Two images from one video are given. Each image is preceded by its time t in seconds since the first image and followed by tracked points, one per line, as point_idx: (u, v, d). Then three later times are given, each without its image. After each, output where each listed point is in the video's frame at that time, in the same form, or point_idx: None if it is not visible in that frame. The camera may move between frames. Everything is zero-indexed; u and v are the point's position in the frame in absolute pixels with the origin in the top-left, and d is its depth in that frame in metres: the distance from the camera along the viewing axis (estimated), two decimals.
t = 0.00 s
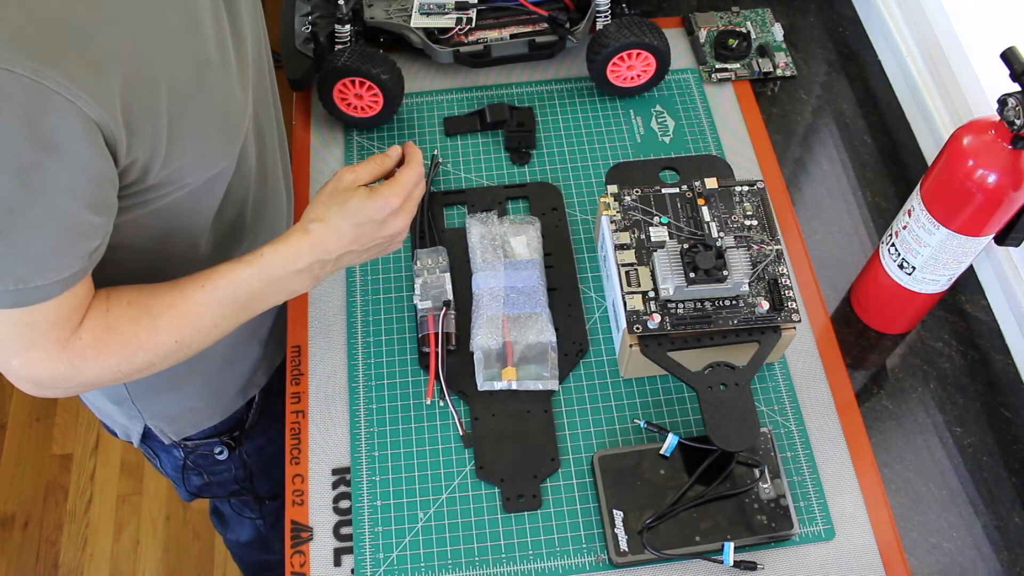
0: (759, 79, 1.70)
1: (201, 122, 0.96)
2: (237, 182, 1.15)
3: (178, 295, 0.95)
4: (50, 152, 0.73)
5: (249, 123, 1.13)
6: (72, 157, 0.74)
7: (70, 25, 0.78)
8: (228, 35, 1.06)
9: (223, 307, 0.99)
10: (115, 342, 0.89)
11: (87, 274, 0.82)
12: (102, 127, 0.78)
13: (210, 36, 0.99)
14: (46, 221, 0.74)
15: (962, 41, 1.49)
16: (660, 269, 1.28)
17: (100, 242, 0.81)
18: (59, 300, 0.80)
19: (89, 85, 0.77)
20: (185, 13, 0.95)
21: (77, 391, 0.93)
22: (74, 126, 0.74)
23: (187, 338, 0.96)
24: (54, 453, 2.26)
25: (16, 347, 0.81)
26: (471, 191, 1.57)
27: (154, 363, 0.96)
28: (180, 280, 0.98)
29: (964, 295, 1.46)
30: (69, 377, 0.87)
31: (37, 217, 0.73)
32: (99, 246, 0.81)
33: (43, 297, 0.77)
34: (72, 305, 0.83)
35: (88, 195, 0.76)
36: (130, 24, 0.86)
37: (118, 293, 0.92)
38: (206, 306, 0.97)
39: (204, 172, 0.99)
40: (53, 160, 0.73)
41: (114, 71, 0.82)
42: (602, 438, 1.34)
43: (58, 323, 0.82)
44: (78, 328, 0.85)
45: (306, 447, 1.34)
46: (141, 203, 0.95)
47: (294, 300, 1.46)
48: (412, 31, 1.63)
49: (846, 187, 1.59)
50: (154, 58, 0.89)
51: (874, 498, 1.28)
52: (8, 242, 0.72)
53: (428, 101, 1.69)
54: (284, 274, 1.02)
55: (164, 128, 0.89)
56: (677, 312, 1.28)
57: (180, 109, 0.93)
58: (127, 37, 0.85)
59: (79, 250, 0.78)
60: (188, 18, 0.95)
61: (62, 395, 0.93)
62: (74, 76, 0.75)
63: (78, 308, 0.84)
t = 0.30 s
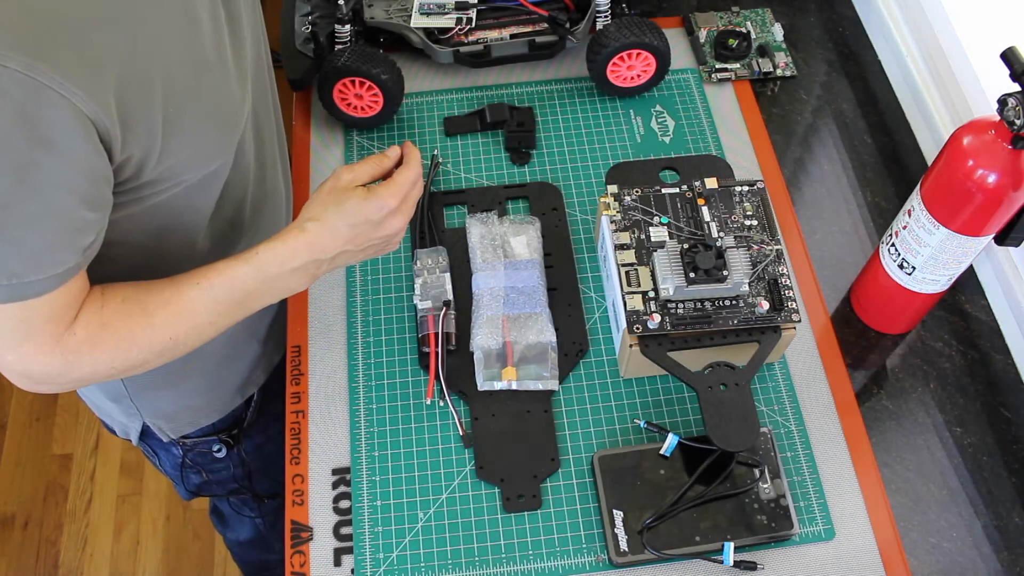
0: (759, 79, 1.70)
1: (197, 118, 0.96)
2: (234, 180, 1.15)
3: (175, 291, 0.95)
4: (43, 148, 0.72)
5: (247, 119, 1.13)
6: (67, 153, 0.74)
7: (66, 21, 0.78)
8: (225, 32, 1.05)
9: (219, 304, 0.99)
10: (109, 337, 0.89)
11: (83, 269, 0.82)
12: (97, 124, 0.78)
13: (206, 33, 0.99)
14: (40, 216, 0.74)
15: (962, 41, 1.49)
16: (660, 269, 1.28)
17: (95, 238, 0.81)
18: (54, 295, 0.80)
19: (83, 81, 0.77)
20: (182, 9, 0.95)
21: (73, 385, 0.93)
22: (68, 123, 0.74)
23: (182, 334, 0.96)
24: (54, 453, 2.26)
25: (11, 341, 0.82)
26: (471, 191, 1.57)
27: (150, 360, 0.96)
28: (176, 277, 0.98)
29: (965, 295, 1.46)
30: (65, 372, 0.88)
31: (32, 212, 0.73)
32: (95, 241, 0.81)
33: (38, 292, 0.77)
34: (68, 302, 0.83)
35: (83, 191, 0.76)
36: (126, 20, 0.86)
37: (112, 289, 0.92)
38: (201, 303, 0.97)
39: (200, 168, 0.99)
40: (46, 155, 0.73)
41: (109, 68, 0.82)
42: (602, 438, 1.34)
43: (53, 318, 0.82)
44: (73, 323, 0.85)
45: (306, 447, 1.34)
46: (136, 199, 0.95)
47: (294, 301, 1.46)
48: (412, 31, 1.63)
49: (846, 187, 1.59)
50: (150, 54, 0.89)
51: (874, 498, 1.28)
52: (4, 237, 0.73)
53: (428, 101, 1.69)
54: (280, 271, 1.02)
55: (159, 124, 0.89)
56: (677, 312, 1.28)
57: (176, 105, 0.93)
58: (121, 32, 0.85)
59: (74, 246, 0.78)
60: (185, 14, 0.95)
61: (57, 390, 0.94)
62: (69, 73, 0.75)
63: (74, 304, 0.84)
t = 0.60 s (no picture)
0: (759, 79, 1.70)
1: (193, 116, 0.96)
2: (232, 179, 1.15)
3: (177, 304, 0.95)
4: (37, 146, 0.72)
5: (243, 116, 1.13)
6: (60, 150, 0.74)
7: (62, 20, 0.78)
8: (222, 29, 1.05)
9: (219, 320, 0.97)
10: (106, 338, 0.89)
11: (81, 267, 0.82)
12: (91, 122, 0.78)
13: (201, 30, 0.99)
14: (36, 215, 0.74)
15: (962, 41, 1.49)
16: (660, 269, 1.28)
17: (92, 235, 0.81)
18: (51, 292, 0.80)
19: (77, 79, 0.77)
20: (177, 6, 0.95)
21: (70, 384, 0.93)
22: (61, 120, 0.74)
23: (179, 344, 0.95)
24: (54, 453, 2.26)
25: (8, 337, 0.82)
26: (471, 191, 1.57)
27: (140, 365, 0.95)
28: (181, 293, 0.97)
29: (965, 295, 1.46)
30: (56, 370, 0.87)
31: (28, 211, 0.74)
32: (92, 238, 0.82)
33: (35, 290, 0.78)
34: (67, 299, 0.83)
35: (77, 188, 0.76)
36: (121, 17, 0.86)
37: (115, 294, 0.92)
38: (202, 316, 0.96)
39: (196, 166, 0.99)
40: (40, 153, 0.73)
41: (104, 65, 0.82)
42: (602, 438, 1.34)
43: (49, 315, 0.82)
44: (69, 322, 0.86)
45: (306, 447, 1.34)
46: (133, 196, 0.95)
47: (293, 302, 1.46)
48: (412, 31, 1.63)
49: (846, 186, 1.59)
50: (145, 52, 0.89)
51: (874, 498, 1.28)
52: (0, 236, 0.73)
53: (428, 101, 1.69)
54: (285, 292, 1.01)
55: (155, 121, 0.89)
56: (677, 312, 1.28)
57: (171, 102, 0.93)
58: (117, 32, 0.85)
59: (71, 244, 0.78)
60: (179, 11, 0.95)
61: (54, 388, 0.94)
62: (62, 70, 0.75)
63: (71, 302, 0.85)
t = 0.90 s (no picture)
0: (759, 79, 1.70)
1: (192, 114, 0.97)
2: (229, 178, 1.14)
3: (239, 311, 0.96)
4: (50, 143, 0.72)
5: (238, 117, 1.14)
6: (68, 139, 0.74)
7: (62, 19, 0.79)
8: (219, 29, 1.06)
9: (270, 332, 0.97)
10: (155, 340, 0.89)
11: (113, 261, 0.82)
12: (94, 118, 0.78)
13: (198, 29, 0.99)
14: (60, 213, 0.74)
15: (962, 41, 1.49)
16: (660, 269, 1.28)
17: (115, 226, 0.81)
18: (85, 292, 0.80)
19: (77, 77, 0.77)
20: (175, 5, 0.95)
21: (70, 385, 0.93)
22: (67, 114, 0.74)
23: (224, 352, 0.94)
24: (54, 453, 2.26)
25: (41, 336, 0.82)
26: (471, 191, 1.57)
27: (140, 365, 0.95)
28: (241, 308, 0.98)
29: (965, 295, 1.46)
30: (107, 370, 0.88)
31: (52, 208, 0.74)
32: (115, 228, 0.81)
33: (69, 289, 0.78)
34: (105, 300, 0.84)
35: (91, 176, 0.76)
36: (116, 14, 0.86)
37: (164, 304, 0.93)
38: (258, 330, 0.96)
39: (195, 166, 0.99)
40: (54, 145, 0.72)
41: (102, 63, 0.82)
42: (602, 438, 1.34)
43: (89, 316, 0.83)
44: (110, 328, 0.86)
45: (306, 447, 1.34)
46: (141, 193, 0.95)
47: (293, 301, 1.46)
48: (412, 31, 1.63)
49: (846, 186, 1.59)
50: (142, 49, 0.89)
51: (874, 498, 1.28)
52: (28, 238, 0.73)
53: (428, 101, 1.69)
54: (338, 309, 1.00)
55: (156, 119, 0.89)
56: (677, 312, 1.28)
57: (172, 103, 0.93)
58: (111, 29, 0.85)
59: (97, 237, 0.78)
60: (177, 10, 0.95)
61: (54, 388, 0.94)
62: (65, 68, 0.75)
63: (114, 301, 0.86)
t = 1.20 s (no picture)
0: (759, 79, 1.70)
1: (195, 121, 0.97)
2: (230, 184, 1.15)
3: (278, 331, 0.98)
4: (63, 150, 0.72)
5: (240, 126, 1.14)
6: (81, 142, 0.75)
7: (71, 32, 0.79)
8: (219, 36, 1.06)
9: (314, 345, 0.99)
10: (193, 354, 0.89)
11: (142, 270, 0.82)
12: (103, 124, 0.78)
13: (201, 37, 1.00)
14: (77, 219, 0.74)
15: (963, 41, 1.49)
16: (660, 269, 1.28)
17: (135, 229, 0.80)
18: (118, 302, 0.80)
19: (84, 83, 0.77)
20: (176, 10, 0.95)
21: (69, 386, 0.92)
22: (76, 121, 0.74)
23: (269, 364, 0.95)
24: (54, 453, 2.26)
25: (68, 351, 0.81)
26: (471, 191, 1.57)
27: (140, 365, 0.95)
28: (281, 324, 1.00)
29: (965, 295, 1.46)
30: (149, 385, 0.87)
31: (72, 214, 0.74)
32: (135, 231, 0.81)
33: (103, 299, 0.78)
34: (138, 312, 0.83)
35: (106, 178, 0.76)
36: (119, 20, 0.86)
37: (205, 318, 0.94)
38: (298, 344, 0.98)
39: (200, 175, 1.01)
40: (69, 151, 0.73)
41: (110, 72, 0.83)
42: (602, 438, 1.34)
43: (125, 329, 0.83)
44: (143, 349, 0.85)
45: (306, 447, 1.34)
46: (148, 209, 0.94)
47: (293, 301, 1.47)
48: (412, 31, 1.63)
49: (846, 186, 1.59)
50: (146, 56, 0.89)
51: (874, 498, 1.28)
52: (57, 247, 0.73)
53: (428, 101, 1.69)
54: (379, 319, 1.05)
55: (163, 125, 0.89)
56: (677, 312, 1.28)
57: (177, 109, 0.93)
58: (116, 38, 0.85)
59: (119, 240, 0.78)
60: (178, 15, 0.96)
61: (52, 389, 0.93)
62: (74, 77, 0.76)
63: (148, 315, 0.85)
